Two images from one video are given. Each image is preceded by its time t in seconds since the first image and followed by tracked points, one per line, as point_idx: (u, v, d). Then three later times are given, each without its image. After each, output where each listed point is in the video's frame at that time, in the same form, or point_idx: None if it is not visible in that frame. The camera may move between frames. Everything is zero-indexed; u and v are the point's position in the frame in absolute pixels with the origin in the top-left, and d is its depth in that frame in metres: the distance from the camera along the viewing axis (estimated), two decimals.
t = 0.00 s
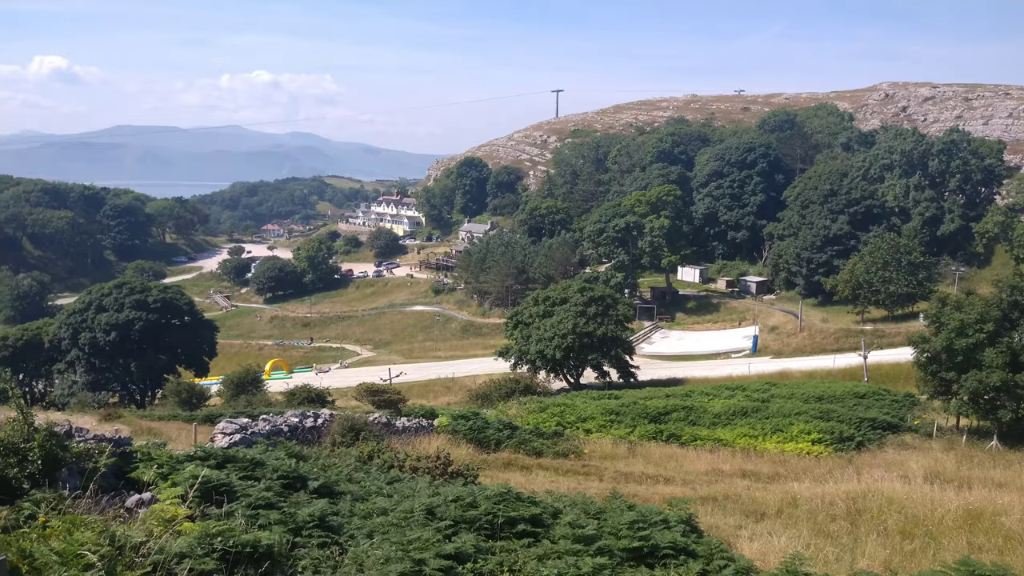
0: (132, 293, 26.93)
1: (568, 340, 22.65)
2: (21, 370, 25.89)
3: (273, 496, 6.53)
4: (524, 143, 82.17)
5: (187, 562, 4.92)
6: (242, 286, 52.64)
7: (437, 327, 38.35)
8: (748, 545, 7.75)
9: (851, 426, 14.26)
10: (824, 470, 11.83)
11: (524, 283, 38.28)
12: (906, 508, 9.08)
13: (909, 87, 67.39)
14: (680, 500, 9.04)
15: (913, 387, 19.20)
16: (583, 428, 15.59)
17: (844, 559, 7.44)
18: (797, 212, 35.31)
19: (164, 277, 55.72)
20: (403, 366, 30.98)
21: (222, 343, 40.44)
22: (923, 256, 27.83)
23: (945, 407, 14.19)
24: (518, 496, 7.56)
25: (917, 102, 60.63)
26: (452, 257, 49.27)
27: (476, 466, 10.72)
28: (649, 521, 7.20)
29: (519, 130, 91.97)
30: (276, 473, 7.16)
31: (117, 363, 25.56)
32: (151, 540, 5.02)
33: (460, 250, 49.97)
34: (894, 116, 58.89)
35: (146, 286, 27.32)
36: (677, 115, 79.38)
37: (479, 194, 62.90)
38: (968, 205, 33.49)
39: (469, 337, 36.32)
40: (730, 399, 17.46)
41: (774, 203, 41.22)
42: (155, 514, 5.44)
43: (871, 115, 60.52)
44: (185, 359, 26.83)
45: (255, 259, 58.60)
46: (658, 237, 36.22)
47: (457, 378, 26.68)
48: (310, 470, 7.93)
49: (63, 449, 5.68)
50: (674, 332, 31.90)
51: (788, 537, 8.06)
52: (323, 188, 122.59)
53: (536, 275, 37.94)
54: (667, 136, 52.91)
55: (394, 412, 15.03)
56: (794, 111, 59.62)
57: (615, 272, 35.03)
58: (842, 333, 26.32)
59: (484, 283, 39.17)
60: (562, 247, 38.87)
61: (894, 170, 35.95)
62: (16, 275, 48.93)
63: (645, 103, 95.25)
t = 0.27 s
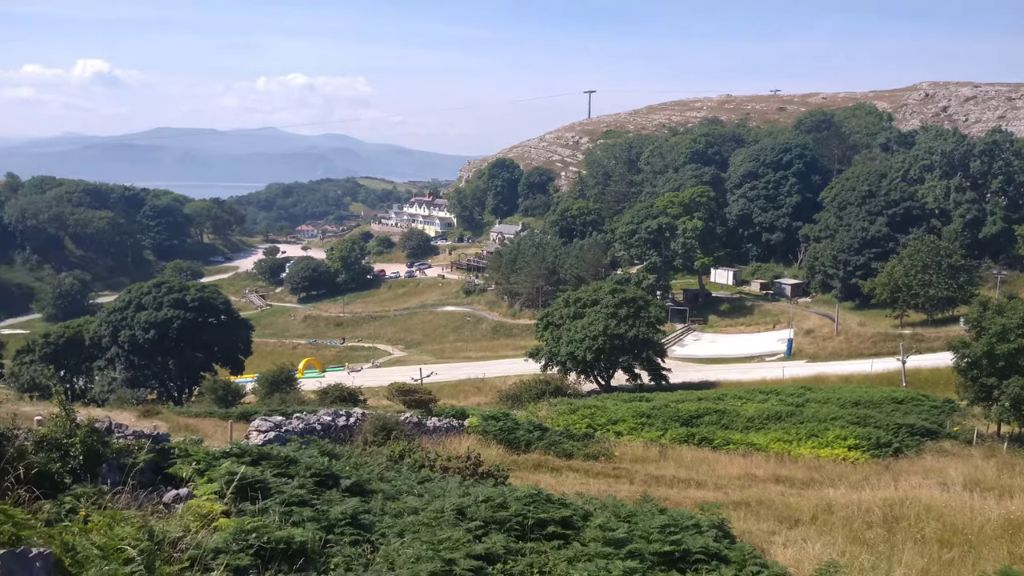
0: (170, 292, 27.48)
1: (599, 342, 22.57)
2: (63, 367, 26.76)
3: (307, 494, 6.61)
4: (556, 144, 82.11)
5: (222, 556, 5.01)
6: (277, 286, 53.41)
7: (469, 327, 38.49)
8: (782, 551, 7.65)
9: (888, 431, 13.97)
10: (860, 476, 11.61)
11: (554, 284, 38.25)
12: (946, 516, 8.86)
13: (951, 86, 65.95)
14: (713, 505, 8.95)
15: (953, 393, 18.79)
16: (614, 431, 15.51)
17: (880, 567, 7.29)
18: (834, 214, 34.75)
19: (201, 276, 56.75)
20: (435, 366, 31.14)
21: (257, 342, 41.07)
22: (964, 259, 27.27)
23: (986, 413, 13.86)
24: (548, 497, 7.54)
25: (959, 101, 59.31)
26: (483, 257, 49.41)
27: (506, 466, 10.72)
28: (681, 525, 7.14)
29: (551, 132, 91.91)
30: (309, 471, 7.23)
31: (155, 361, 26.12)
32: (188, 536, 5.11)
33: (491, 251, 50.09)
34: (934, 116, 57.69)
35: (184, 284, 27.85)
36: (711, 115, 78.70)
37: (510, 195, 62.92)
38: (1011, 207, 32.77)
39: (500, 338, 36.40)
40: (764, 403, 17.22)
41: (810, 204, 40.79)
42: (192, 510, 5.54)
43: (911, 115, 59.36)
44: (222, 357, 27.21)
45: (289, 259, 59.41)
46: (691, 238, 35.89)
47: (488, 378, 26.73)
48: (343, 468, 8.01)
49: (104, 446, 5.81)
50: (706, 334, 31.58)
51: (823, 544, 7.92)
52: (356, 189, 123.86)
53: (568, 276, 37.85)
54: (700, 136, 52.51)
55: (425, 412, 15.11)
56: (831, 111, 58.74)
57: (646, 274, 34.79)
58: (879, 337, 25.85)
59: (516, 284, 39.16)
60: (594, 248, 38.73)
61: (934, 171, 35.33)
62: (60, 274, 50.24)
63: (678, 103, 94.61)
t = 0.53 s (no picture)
0: (201, 291, 27.91)
1: (624, 343, 22.47)
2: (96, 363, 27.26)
3: (334, 491, 6.68)
4: (583, 145, 81.99)
5: (250, 553, 5.08)
6: (305, 285, 54.00)
7: (494, 327, 38.57)
8: (810, 557, 7.58)
9: (919, 437, 13.74)
10: (890, 482, 11.43)
11: (580, 285, 38.20)
12: (978, 523, 8.70)
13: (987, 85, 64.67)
14: (739, 509, 8.88)
15: (986, 398, 18.46)
16: (639, 433, 15.45)
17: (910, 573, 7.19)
18: (865, 215, 34.28)
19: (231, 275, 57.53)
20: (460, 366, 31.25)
21: (285, 341, 41.54)
22: (998, 262, 26.77)
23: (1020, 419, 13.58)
24: (573, 499, 7.54)
25: (995, 101, 58.17)
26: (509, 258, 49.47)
27: (531, 467, 10.74)
28: (707, 529, 7.11)
29: (578, 133, 91.76)
30: (336, 469, 7.31)
31: (187, 359, 26.43)
32: (219, 532, 5.20)
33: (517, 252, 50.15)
34: (969, 117, 56.66)
35: (215, 284, 28.27)
36: (739, 116, 78.04)
37: (537, 196, 63.01)
38: None
39: (525, 338, 36.44)
40: (792, 406, 17.03)
41: (840, 206, 40.37)
42: (222, 507, 5.63)
43: (944, 116, 58.34)
44: (250, 356, 27.47)
45: (317, 259, 60.03)
46: (718, 240, 35.61)
47: (513, 379, 26.76)
48: (369, 467, 8.09)
49: (138, 442, 5.92)
50: (733, 337, 31.27)
51: (851, 550, 7.83)
52: (383, 190, 124.84)
53: (593, 277, 37.76)
54: (728, 137, 52.19)
55: (450, 412, 15.17)
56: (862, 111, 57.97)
57: (673, 276, 34.59)
58: (910, 340, 25.45)
59: (541, 285, 39.15)
60: (620, 250, 38.59)
61: (968, 172, 34.87)
62: (94, 273, 51.25)
63: (707, 104, 94.01)
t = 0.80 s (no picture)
0: (227, 291, 28.23)
1: (647, 345, 22.34)
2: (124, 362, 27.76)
3: (357, 490, 6.70)
4: (606, 145, 81.74)
5: (275, 551, 5.10)
6: (328, 285, 54.39)
7: (516, 328, 38.56)
8: (836, 562, 7.47)
9: (948, 441, 13.50)
10: (918, 487, 11.24)
11: (602, 286, 38.07)
12: (1009, 530, 8.51)
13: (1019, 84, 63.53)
14: (764, 513, 8.78)
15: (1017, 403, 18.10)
16: (662, 435, 15.35)
17: None
18: (893, 216, 33.85)
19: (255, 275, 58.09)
20: (482, 367, 31.30)
21: (308, 341, 41.86)
22: None
23: None
24: (595, 500, 7.49)
25: None
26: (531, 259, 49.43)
27: (553, 468, 10.71)
28: (731, 533, 7.03)
29: (601, 133, 91.50)
30: (359, 469, 7.33)
31: (212, 357, 26.69)
32: (244, 529, 5.22)
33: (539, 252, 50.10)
34: (1000, 116, 55.72)
35: (240, 283, 28.58)
36: (765, 115, 77.39)
37: (559, 197, 63.01)
38: None
39: (547, 339, 36.39)
40: (818, 410, 16.80)
41: (868, 207, 40.13)
42: (248, 504, 5.67)
43: (974, 115, 57.41)
44: (274, 355, 27.69)
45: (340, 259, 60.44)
46: (743, 241, 35.28)
47: (534, 380, 26.72)
48: (391, 466, 8.10)
49: (166, 439, 5.98)
50: (758, 339, 30.94)
51: (878, 556, 7.70)
52: (406, 190, 125.50)
53: (616, 278, 37.60)
54: (753, 137, 51.81)
55: (471, 412, 15.15)
56: (890, 111, 57.25)
57: (696, 277, 34.33)
58: (939, 344, 25.07)
59: (563, 286, 39.05)
60: (642, 251, 38.40)
61: (998, 173, 34.96)
62: (122, 272, 52.01)
63: (731, 104, 93.34)
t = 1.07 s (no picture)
0: (248, 290, 28.49)
1: (666, 346, 22.21)
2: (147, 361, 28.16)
3: (376, 490, 6.73)
4: (625, 146, 81.52)
5: (296, 549, 5.14)
6: (348, 285, 54.72)
7: (534, 329, 38.55)
8: (858, 566, 7.39)
9: (972, 445, 13.30)
10: (942, 491, 11.09)
11: (621, 288, 37.96)
12: None
13: None
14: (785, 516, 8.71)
15: None
16: (681, 437, 15.28)
17: None
18: (917, 218, 33.44)
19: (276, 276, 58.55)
20: (500, 368, 31.32)
21: (328, 341, 42.11)
22: None
23: None
24: (614, 502, 7.47)
25: None
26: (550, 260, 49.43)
27: (571, 469, 10.71)
28: (752, 536, 6.99)
29: (620, 133, 91.26)
30: (378, 468, 7.36)
31: (233, 357, 26.94)
32: (267, 528, 5.27)
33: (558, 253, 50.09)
34: None
35: (261, 283, 28.83)
36: (786, 116, 76.81)
37: (578, 198, 62.98)
38: None
39: (565, 340, 36.34)
40: (839, 413, 16.63)
41: (892, 207, 39.90)
42: (269, 502, 5.72)
43: (1001, 115, 56.64)
44: (295, 355, 27.85)
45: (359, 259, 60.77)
46: (763, 242, 35.02)
47: (553, 381, 26.71)
48: (411, 466, 8.14)
49: (189, 437, 6.04)
50: (778, 341, 30.65)
51: (901, 560, 7.61)
52: (425, 191, 125.99)
53: (635, 280, 37.48)
54: (774, 137, 51.45)
55: (490, 413, 15.17)
56: (914, 111, 56.62)
57: (716, 278, 34.11)
58: (964, 347, 24.75)
59: (582, 287, 38.95)
60: (662, 252, 38.23)
61: None
62: (145, 272, 52.66)
63: (752, 104, 92.76)
